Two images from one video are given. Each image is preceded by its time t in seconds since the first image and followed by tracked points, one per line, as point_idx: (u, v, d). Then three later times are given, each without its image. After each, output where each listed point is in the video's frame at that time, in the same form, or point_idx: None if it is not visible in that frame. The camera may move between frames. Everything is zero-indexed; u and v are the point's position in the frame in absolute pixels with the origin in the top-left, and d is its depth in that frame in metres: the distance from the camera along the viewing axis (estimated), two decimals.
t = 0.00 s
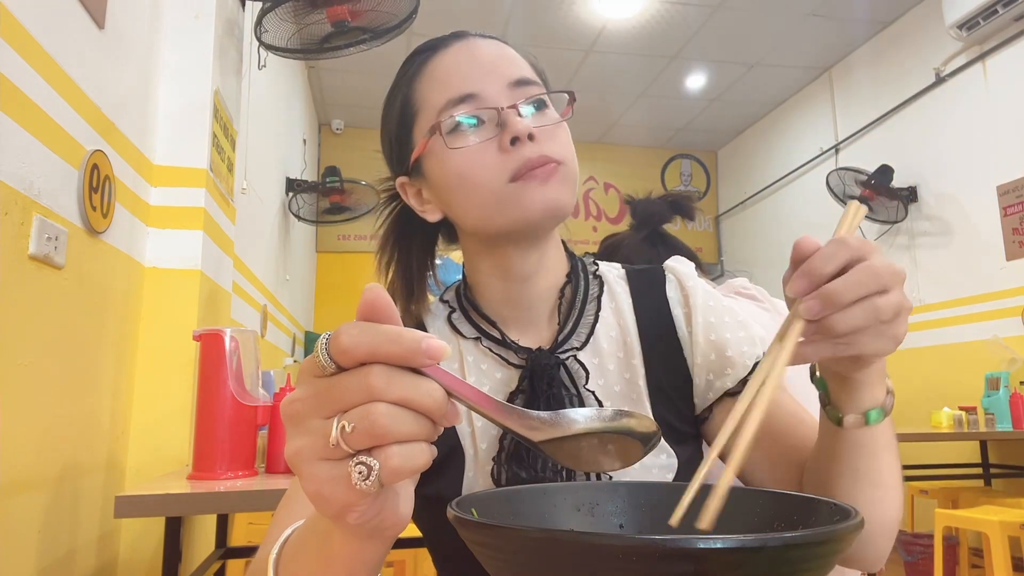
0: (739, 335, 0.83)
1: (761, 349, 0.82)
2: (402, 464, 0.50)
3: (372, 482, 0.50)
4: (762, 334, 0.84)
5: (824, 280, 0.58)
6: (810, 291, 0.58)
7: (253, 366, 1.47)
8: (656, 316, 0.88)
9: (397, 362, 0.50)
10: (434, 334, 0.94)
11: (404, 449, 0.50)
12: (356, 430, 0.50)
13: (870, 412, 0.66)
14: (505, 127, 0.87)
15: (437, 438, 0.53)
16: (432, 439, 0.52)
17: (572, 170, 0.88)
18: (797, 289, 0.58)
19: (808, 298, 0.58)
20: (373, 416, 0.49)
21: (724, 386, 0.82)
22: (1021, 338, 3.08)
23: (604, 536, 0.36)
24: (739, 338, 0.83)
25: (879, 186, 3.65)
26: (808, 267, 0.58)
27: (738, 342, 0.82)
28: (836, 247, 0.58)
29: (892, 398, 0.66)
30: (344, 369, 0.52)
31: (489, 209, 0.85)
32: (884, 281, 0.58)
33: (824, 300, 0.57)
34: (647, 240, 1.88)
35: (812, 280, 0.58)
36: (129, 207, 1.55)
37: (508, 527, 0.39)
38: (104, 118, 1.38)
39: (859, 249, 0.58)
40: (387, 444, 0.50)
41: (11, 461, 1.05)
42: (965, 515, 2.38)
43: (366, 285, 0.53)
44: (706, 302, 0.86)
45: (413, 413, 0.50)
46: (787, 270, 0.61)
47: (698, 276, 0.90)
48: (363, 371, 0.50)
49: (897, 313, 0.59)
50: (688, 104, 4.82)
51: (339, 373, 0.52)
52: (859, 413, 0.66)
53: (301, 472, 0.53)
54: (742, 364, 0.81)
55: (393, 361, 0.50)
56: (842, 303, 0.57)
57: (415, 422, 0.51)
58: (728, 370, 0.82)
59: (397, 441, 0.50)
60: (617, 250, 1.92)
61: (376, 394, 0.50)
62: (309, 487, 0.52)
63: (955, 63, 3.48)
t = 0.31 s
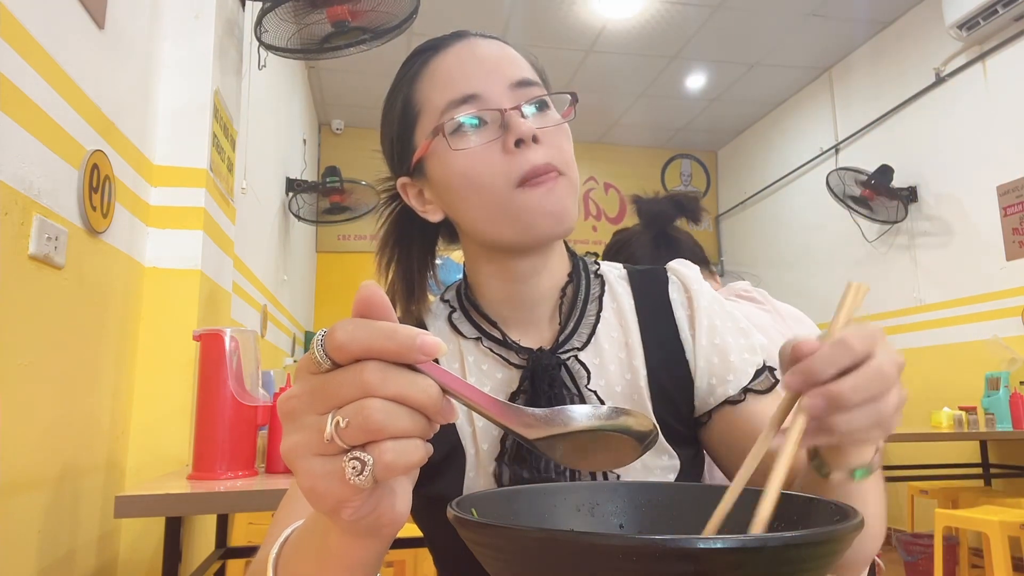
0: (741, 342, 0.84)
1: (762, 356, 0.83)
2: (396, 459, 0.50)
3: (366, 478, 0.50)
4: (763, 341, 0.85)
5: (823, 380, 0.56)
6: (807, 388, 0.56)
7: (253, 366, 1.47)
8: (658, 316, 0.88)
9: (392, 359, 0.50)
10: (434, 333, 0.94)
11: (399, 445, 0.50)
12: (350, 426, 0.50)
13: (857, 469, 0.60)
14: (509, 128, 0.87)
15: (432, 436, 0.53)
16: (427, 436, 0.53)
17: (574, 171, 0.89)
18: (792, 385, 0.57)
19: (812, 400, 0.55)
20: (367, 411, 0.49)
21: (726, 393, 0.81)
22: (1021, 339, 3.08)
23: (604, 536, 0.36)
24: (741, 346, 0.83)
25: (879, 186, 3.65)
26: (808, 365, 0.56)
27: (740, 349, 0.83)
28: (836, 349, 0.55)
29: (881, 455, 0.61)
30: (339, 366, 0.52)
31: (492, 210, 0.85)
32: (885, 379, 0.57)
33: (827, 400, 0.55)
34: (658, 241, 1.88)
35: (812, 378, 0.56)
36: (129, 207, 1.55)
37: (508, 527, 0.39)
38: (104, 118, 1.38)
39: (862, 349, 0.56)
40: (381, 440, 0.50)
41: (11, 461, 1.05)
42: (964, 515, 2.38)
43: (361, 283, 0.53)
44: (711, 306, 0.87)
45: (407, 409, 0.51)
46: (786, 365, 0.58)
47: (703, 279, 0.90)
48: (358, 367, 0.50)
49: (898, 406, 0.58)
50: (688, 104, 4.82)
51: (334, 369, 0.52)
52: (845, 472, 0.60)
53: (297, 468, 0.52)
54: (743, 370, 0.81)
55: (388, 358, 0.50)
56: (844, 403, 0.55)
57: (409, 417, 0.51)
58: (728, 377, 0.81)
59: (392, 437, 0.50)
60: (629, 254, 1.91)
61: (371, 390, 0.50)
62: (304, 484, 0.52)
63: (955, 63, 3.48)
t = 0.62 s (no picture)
0: (736, 349, 0.83)
1: (756, 364, 0.82)
2: (397, 462, 0.50)
3: (367, 480, 0.50)
4: (758, 345, 0.83)
5: (786, 423, 0.59)
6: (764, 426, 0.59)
7: (253, 366, 1.47)
8: (657, 317, 0.88)
9: (393, 361, 0.50)
10: (435, 334, 0.94)
11: (400, 447, 0.50)
12: (352, 427, 0.50)
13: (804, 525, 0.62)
14: (508, 138, 0.87)
15: (434, 440, 0.53)
16: (430, 440, 0.53)
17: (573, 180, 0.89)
18: (754, 420, 0.59)
19: (767, 439, 0.58)
20: (369, 413, 0.49)
21: (714, 400, 0.81)
22: (1022, 339, 3.08)
23: (603, 535, 0.36)
24: (735, 353, 0.82)
25: (879, 186, 3.65)
26: (776, 406, 0.59)
27: (733, 356, 0.82)
28: (807, 396, 0.58)
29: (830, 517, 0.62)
30: (343, 367, 0.52)
31: (490, 221, 0.86)
32: (843, 438, 0.59)
33: (779, 442, 0.58)
34: (668, 244, 1.89)
35: (775, 419, 0.59)
36: (129, 207, 1.56)
37: (508, 527, 0.39)
38: (104, 118, 1.38)
39: (830, 402, 0.59)
40: (383, 442, 0.50)
41: (11, 461, 1.05)
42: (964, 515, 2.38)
43: (365, 285, 0.53)
44: (709, 310, 0.86)
45: (409, 411, 0.50)
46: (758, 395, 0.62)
47: (703, 282, 0.89)
48: (362, 368, 0.51)
49: (846, 468, 0.60)
50: (688, 104, 4.82)
51: (338, 370, 0.52)
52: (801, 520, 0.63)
53: (298, 468, 0.52)
54: (734, 380, 0.81)
55: (390, 360, 0.50)
56: (794, 449, 0.58)
57: (410, 420, 0.51)
58: (718, 386, 0.81)
59: (394, 439, 0.50)
60: (640, 255, 1.93)
61: (373, 392, 0.50)
62: (304, 485, 0.52)
63: (955, 63, 3.48)
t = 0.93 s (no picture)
0: (731, 347, 0.83)
1: (753, 362, 0.82)
2: (373, 459, 0.50)
3: (344, 479, 0.50)
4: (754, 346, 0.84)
5: (804, 428, 0.59)
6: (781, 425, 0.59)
7: (254, 366, 1.42)
8: (656, 317, 0.88)
9: (367, 359, 0.50)
10: (433, 334, 0.93)
11: (376, 445, 0.50)
12: (325, 427, 0.50)
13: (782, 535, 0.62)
14: (484, 178, 0.84)
15: (414, 436, 0.53)
16: (410, 436, 0.53)
17: (554, 218, 0.87)
18: (775, 419, 0.60)
19: (781, 438, 0.58)
20: (342, 412, 0.49)
21: (711, 398, 0.81)
22: (1022, 339, 3.08)
23: (603, 536, 0.36)
24: (730, 350, 0.83)
25: (879, 186, 3.65)
26: (800, 409, 0.58)
27: (730, 355, 0.82)
28: (834, 404, 0.58)
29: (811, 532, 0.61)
30: (317, 367, 0.52)
31: (467, 254, 0.88)
32: (853, 453, 0.59)
33: (791, 443, 0.58)
34: (667, 249, 1.91)
35: (796, 422, 0.59)
36: (129, 207, 1.56)
37: (508, 527, 0.39)
38: (104, 118, 1.38)
39: (853, 412, 0.59)
40: (358, 441, 0.50)
41: (11, 462, 1.05)
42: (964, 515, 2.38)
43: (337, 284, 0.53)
44: (704, 309, 0.87)
45: (384, 409, 0.50)
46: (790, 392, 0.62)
47: (699, 282, 0.90)
48: (334, 367, 0.51)
49: (851, 486, 0.59)
50: (688, 104, 4.82)
51: (312, 371, 0.52)
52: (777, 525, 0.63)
53: (277, 469, 0.53)
54: (731, 378, 0.81)
55: (363, 358, 0.50)
56: (802, 452, 0.58)
57: (386, 418, 0.51)
58: (716, 381, 0.81)
59: (370, 437, 0.50)
60: (645, 257, 1.98)
61: (346, 391, 0.50)
62: (284, 486, 0.52)
63: (955, 63, 3.48)
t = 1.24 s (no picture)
0: (732, 346, 0.84)
1: (754, 361, 0.83)
2: (370, 463, 0.50)
3: (340, 483, 0.50)
4: (755, 345, 0.85)
5: (866, 407, 0.60)
6: (845, 401, 0.60)
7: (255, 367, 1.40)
8: (655, 316, 0.88)
9: (363, 361, 0.50)
10: (432, 333, 0.93)
11: (373, 449, 0.50)
12: (322, 431, 0.50)
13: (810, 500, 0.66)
14: (478, 182, 0.84)
15: (412, 439, 0.53)
16: (407, 439, 0.53)
17: (548, 222, 0.87)
18: (837, 395, 0.60)
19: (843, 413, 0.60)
20: (338, 415, 0.49)
21: (715, 396, 0.81)
22: (1022, 339, 3.08)
23: (603, 536, 0.36)
24: (731, 349, 0.84)
25: (879, 186, 3.66)
26: (864, 389, 0.59)
27: (732, 354, 0.83)
28: (899, 385, 0.60)
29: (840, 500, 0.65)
30: (314, 370, 0.52)
31: (463, 258, 0.88)
32: (912, 434, 0.61)
33: (852, 421, 0.60)
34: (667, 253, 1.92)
35: (860, 401, 0.60)
36: (129, 207, 1.56)
37: (507, 526, 0.39)
38: (104, 117, 1.38)
39: (912, 396, 0.61)
40: (355, 444, 0.50)
41: (11, 461, 1.05)
42: (964, 515, 2.38)
43: (335, 287, 0.53)
44: (704, 308, 0.87)
45: (381, 411, 0.51)
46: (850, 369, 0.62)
47: (699, 282, 0.90)
48: (330, 370, 0.51)
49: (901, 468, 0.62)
50: (688, 104, 4.82)
51: (309, 373, 0.52)
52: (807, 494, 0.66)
53: (274, 473, 0.53)
54: (733, 374, 0.81)
55: (359, 361, 0.50)
56: (863, 431, 0.61)
57: (384, 422, 0.51)
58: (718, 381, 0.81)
59: (366, 441, 0.50)
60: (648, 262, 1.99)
61: (342, 394, 0.50)
62: (280, 489, 0.52)
63: (954, 63, 3.49)
